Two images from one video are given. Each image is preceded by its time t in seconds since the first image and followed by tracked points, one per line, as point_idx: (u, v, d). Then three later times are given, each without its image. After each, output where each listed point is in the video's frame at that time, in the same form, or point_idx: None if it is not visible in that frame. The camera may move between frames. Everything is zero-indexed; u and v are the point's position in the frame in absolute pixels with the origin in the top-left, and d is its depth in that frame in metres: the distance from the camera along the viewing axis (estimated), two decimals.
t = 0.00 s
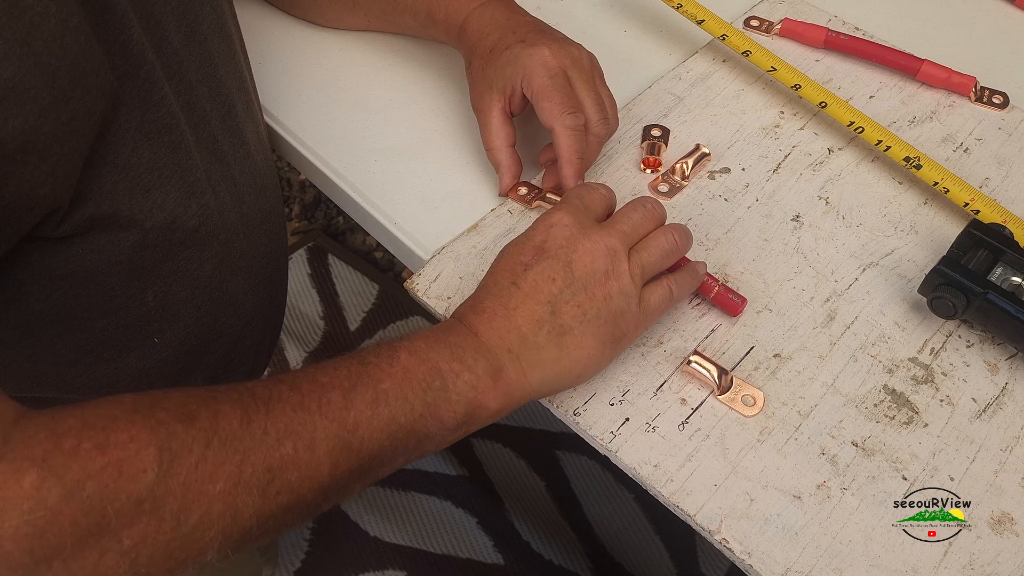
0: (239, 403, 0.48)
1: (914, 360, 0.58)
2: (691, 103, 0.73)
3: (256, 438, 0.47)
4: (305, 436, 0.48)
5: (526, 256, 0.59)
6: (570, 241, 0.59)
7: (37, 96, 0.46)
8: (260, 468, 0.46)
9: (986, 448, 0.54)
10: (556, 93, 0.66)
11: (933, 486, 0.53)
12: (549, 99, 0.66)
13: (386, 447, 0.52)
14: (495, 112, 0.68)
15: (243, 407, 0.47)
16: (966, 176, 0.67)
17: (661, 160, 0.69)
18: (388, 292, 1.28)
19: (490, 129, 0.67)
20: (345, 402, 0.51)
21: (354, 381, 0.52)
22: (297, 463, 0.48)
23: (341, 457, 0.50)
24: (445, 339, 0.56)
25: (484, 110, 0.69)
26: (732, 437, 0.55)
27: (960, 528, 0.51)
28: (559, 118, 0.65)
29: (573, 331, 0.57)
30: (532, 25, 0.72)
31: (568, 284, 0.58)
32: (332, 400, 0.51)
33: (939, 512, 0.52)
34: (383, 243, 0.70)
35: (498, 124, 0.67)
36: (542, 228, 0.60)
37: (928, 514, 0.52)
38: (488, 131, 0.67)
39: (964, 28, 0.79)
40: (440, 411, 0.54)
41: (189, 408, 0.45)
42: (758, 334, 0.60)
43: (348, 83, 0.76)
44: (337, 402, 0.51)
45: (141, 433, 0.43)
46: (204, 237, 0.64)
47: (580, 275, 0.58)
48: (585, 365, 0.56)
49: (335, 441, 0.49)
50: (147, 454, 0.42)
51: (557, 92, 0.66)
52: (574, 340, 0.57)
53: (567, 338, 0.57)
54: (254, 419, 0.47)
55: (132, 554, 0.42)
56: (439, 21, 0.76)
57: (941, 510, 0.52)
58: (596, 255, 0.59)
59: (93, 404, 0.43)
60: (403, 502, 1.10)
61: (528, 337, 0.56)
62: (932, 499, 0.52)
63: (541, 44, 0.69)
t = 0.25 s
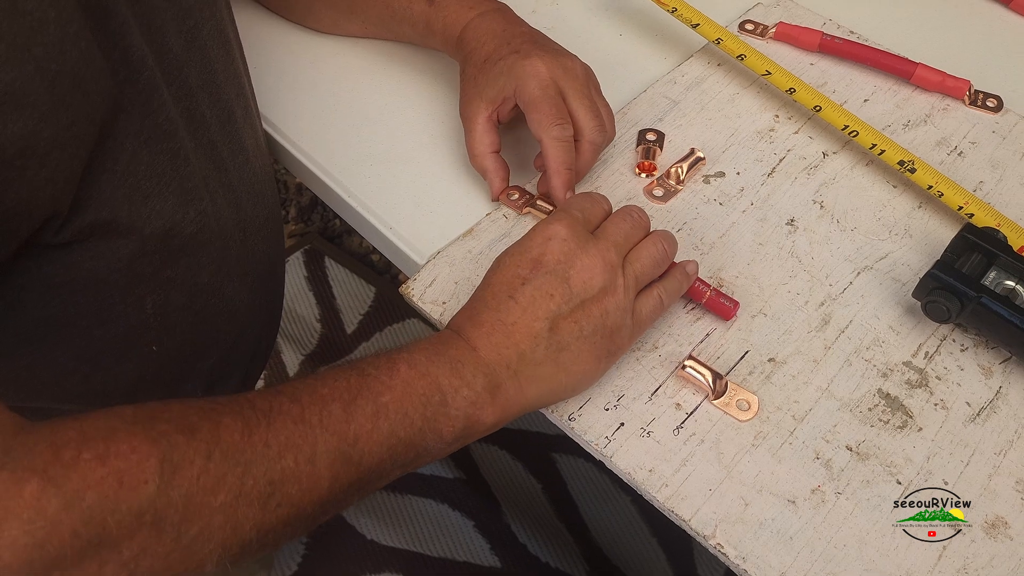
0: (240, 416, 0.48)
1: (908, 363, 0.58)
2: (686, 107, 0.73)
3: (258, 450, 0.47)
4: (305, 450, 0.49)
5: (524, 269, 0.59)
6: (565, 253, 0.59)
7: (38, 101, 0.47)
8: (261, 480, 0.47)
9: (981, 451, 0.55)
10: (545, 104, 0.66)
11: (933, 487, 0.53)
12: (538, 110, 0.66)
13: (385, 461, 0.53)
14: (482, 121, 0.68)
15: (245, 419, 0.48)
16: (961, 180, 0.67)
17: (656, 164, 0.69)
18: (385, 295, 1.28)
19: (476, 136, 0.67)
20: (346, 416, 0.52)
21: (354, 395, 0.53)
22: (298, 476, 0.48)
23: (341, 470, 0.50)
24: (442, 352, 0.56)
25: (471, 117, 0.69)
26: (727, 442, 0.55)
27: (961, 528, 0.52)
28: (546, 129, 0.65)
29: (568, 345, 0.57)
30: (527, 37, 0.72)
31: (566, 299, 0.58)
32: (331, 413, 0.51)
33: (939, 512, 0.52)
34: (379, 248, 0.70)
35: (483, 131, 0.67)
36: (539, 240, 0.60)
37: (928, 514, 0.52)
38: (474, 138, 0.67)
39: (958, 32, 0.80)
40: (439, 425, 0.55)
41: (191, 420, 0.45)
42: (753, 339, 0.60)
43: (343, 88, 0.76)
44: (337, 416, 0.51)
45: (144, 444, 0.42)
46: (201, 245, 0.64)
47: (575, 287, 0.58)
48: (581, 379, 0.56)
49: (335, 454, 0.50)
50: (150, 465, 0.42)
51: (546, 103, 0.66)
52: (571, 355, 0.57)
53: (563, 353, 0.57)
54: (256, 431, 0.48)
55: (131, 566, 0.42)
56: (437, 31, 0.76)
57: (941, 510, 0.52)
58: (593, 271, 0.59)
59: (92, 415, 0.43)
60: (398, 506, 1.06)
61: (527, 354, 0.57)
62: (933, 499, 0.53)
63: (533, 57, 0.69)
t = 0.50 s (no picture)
0: (245, 422, 0.48)
1: (903, 366, 0.58)
2: (681, 110, 0.73)
3: (265, 457, 0.47)
4: (312, 455, 0.49)
5: (531, 270, 0.59)
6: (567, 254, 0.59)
7: (41, 113, 0.46)
8: (268, 488, 0.46)
9: (976, 453, 0.55)
10: (545, 111, 0.66)
11: (934, 487, 0.53)
12: (535, 117, 0.66)
13: (390, 465, 0.53)
14: (483, 125, 0.68)
15: (250, 426, 0.48)
16: (956, 181, 0.67)
17: (651, 167, 0.69)
18: (381, 297, 1.28)
19: (477, 141, 0.67)
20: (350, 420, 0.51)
21: (358, 400, 0.52)
22: (305, 482, 0.48)
23: (348, 475, 0.50)
24: (443, 355, 0.56)
25: (472, 121, 0.69)
26: (723, 445, 0.55)
27: (961, 528, 0.52)
28: (543, 137, 0.65)
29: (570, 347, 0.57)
30: (528, 44, 0.72)
31: (573, 301, 0.58)
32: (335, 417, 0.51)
33: (939, 512, 0.52)
34: (375, 252, 0.70)
35: (483, 136, 0.67)
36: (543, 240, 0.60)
37: (928, 514, 0.52)
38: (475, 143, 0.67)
39: (952, 33, 0.80)
40: (443, 428, 0.55)
41: (196, 428, 0.45)
42: (748, 341, 0.60)
43: (339, 92, 0.76)
44: (342, 420, 0.51)
45: (152, 454, 0.42)
46: (200, 255, 0.64)
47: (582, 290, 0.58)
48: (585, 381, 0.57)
49: (341, 459, 0.50)
50: (158, 476, 0.42)
51: (546, 110, 0.66)
52: (573, 357, 0.57)
53: (566, 356, 0.57)
54: (261, 438, 0.47)
55: None
56: (436, 38, 0.76)
57: (941, 510, 0.52)
58: (598, 275, 0.59)
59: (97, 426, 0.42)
60: (397, 510, 1.04)
61: (531, 355, 0.57)
62: (933, 499, 0.53)
63: (531, 65, 0.69)
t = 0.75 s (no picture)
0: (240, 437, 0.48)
1: (899, 366, 0.58)
2: (677, 110, 0.73)
3: (259, 472, 0.47)
4: (304, 470, 0.49)
5: (525, 280, 0.58)
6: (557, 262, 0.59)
7: (41, 117, 0.46)
8: (261, 503, 0.46)
9: (972, 453, 0.55)
10: (545, 110, 0.66)
11: (934, 487, 0.53)
12: (535, 118, 0.66)
13: (382, 478, 0.53)
14: (483, 125, 0.68)
15: (244, 441, 0.48)
16: (951, 182, 0.67)
17: (647, 168, 0.69)
18: (378, 298, 1.28)
19: (476, 139, 0.67)
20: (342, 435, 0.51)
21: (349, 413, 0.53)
22: (298, 497, 0.48)
23: (340, 489, 0.50)
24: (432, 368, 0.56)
25: (472, 119, 0.68)
26: (719, 446, 0.55)
27: (961, 528, 0.52)
28: (542, 139, 0.65)
29: (563, 354, 0.57)
30: (529, 42, 0.72)
31: (564, 308, 0.58)
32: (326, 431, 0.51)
33: (939, 512, 0.52)
34: (371, 253, 0.70)
35: (483, 135, 0.67)
36: (533, 249, 0.60)
37: (928, 514, 0.52)
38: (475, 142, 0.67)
39: (947, 33, 0.80)
40: (435, 439, 0.55)
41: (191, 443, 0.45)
42: (744, 342, 0.60)
43: (334, 93, 0.76)
44: (335, 434, 0.51)
45: (146, 471, 0.43)
46: (197, 257, 0.64)
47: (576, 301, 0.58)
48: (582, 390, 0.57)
49: (334, 473, 0.50)
50: (153, 494, 0.42)
51: (546, 110, 0.66)
52: (567, 366, 0.57)
53: (560, 365, 0.57)
54: (256, 453, 0.47)
55: None
56: (434, 34, 0.75)
57: (941, 510, 0.52)
58: (589, 283, 0.58)
59: (96, 442, 0.43)
60: (390, 509, 1.05)
61: (523, 365, 0.56)
62: (933, 499, 0.53)
63: (534, 64, 0.69)
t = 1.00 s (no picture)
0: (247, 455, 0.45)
1: (895, 364, 0.58)
2: (672, 109, 0.73)
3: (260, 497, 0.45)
4: (311, 496, 0.46)
5: (606, 300, 0.52)
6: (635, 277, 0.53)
7: (32, 117, 0.46)
8: (262, 527, 0.44)
9: (967, 451, 0.55)
10: (539, 109, 0.66)
11: (934, 487, 0.53)
12: (531, 117, 0.66)
13: (402, 506, 0.49)
14: (477, 123, 0.68)
15: (250, 460, 0.45)
16: (947, 180, 0.67)
17: (643, 167, 0.68)
18: (375, 298, 1.28)
19: (471, 138, 0.67)
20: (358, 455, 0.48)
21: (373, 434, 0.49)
22: (304, 522, 0.45)
23: (353, 515, 0.47)
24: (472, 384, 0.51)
25: (467, 117, 0.68)
26: (715, 445, 0.55)
27: (961, 528, 0.52)
28: (539, 136, 0.65)
29: (630, 395, 0.50)
30: (524, 40, 0.72)
31: (646, 344, 0.51)
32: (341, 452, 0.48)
33: (939, 512, 0.52)
34: (366, 253, 0.70)
35: (479, 133, 0.67)
36: (635, 265, 0.53)
37: (928, 514, 0.52)
38: (470, 141, 0.67)
39: (942, 32, 0.80)
40: (465, 468, 0.50)
41: (191, 461, 0.44)
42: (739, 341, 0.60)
43: (329, 92, 0.76)
44: (350, 459, 0.47)
45: (138, 489, 0.42)
46: (189, 255, 0.64)
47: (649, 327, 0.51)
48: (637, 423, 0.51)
49: (347, 501, 0.47)
50: (143, 515, 0.41)
51: (541, 108, 0.66)
52: (626, 409, 0.50)
53: (621, 405, 0.50)
54: (262, 472, 0.45)
55: None
56: (430, 32, 0.75)
57: (941, 510, 0.52)
58: (683, 324, 0.50)
59: (92, 451, 0.42)
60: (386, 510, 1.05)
61: (581, 395, 0.50)
62: (933, 499, 0.53)
63: (530, 61, 0.69)
